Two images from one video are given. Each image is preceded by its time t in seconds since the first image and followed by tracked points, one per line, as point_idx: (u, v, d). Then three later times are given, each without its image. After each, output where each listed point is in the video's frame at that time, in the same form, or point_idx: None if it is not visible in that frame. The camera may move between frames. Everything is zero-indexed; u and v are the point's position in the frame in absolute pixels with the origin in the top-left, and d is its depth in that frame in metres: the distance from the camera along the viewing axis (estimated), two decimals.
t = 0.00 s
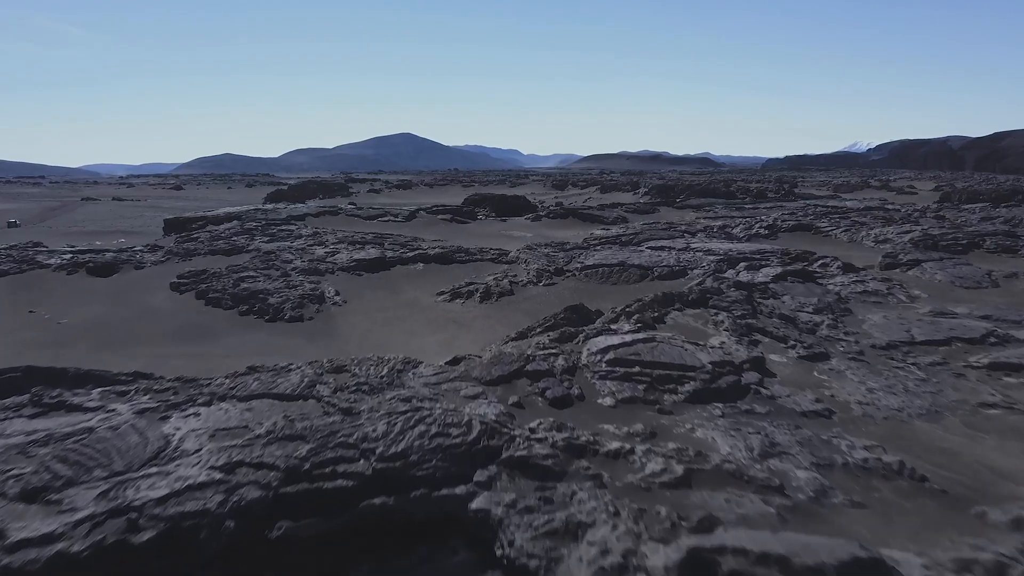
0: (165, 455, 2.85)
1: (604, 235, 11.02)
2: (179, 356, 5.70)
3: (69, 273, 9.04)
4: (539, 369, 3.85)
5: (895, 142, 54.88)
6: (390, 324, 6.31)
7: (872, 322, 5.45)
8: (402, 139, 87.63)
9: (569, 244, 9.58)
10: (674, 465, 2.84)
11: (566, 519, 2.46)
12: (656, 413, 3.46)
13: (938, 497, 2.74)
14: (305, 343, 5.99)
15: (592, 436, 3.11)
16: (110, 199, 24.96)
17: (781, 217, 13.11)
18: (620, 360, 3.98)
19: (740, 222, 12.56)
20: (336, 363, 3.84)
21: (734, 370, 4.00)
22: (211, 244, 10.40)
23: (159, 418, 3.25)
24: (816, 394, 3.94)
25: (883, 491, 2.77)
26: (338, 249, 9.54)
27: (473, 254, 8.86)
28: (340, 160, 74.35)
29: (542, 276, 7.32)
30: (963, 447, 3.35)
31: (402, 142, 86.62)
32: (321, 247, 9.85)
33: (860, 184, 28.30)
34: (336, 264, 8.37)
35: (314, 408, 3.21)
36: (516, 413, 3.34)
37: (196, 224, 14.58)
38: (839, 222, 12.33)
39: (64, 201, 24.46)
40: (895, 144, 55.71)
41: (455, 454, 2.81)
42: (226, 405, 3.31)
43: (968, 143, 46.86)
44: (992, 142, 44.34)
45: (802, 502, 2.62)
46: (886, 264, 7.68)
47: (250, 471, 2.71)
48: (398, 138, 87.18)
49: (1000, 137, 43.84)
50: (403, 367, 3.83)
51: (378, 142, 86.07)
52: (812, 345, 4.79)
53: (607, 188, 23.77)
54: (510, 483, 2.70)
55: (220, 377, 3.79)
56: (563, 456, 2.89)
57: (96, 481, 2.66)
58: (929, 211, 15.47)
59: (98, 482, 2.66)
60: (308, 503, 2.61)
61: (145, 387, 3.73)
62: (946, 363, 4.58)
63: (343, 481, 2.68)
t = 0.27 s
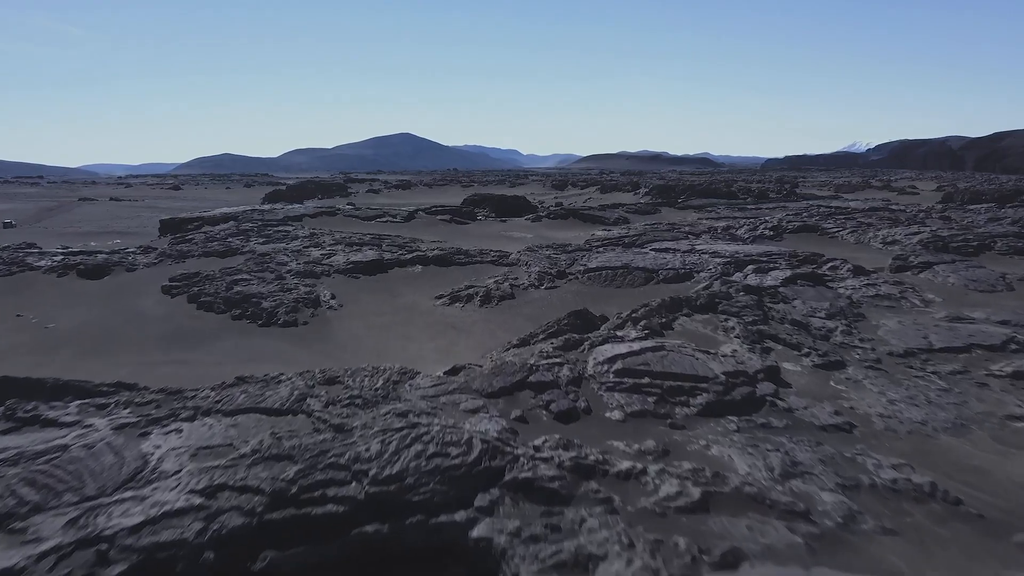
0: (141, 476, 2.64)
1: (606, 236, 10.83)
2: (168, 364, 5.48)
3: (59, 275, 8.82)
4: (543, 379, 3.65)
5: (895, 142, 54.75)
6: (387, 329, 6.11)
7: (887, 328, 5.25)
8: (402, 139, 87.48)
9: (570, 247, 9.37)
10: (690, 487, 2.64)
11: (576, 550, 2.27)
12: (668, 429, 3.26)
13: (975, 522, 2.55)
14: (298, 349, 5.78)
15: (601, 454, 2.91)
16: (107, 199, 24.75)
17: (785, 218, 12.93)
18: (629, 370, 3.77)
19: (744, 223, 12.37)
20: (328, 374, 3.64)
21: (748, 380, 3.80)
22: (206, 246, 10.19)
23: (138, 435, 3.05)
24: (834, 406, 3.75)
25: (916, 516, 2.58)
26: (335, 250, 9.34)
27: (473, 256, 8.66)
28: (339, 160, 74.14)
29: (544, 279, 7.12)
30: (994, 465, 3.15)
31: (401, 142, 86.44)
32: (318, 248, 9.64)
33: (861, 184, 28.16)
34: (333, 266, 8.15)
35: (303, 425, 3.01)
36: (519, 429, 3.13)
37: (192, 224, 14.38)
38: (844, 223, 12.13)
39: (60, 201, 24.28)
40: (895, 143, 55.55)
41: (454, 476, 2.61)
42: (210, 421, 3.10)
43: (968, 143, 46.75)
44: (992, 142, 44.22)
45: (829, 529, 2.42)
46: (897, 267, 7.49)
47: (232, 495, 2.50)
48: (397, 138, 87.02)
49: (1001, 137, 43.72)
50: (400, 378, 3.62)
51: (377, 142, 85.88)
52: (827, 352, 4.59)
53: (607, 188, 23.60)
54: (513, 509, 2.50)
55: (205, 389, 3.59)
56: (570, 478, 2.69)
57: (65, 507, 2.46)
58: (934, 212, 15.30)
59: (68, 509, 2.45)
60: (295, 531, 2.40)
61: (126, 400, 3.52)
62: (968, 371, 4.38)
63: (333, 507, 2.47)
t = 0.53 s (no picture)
0: (114, 502, 2.43)
1: (609, 237, 10.64)
2: (156, 371, 5.27)
3: (50, 277, 8.61)
4: (548, 391, 3.45)
5: (896, 142, 54.60)
6: (384, 334, 5.90)
7: (903, 334, 5.05)
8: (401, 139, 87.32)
9: (573, 248, 9.17)
10: (709, 513, 2.44)
11: None
12: (681, 447, 3.07)
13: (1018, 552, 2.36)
14: (291, 356, 5.57)
15: (611, 476, 2.71)
16: (105, 199, 24.59)
17: (789, 219, 12.73)
18: (638, 381, 3.57)
19: (747, 224, 12.19)
20: (320, 386, 3.44)
21: (764, 392, 3.60)
22: (200, 248, 9.98)
23: (115, 454, 2.84)
24: (855, 419, 3.55)
25: (954, 544, 2.38)
26: (332, 252, 9.14)
27: (473, 258, 8.47)
28: (338, 160, 73.96)
29: (546, 282, 6.93)
30: None
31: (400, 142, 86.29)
32: (314, 250, 9.43)
33: (862, 185, 28.00)
34: (329, 269, 7.95)
35: (292, 443, 2.81)
36: (523, 448, 2.93)
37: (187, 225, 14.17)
38: (850, 224, 11.92)
39: (57, 201, 24.09)
40: (895, 143, 55.41)
41: (454, 502, 2.41)
42: (192, 439, 2.90)
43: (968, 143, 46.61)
44: (992, 142, 44.10)
45: (862, 561, 2.23)
46: (908, 270, 7.30)
47: (213, 524, 2.30)
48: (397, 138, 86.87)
49: (1001, 136, 43.58)
50: (395, 390, 3.42)
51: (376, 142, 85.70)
52: (843, 361, 4.39)
53: (607, 188, 23.43)
54: (518, 539, 2.30)
55: (190, 403, 3.39)
56: (579, 503, 2.49)
57: (30, 538, 2.25)
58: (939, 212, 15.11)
59: (32, 540, 2.24)
60: (280, 564, 2.20)
61: (105, 414, 3.31)
62: (992, 381, 4.18)
63: (322, 537, 2.26)
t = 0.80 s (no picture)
0: (85, 532, 2.23)
1: (611, 238, 10.45)
2: (143, 379, 5.05)
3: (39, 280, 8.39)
4: (554, 405, 3.25)
5: (896, 142, 54.46)
6: (381, 340, 5.70)
7: (920, 341, 4.86)
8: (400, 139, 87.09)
9: (575, 250, 8.98)
10: (732, 544, 2.24)
11: None
12: (696, 466, 2.87)
13: None
14: (285, 362, 5.37)
15: (623, 500, 2.52)
16: (103, 199, 24.39)
17: (793, 220, 12.56)
18: (649, 393, 3.38)
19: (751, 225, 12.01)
20: (312, 400, 3.24)
21: (782, 405, 3.41)
22: (193, 249, 9.76)
23: (89, 475, 2.64)
24: (879, 433, 3.36)
25: None
26: (329, 254, 8.94)
27: (473, 260, 8.27)
28: (337, 160, 73.76)
29: (548, 285, 6.74)
30: None
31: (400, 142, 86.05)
32: (310, 252, 9.22)
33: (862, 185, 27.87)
34: (325, 271, 7.75)
35: (279, 465, 2.61)
36: (528, 468, 2.73)
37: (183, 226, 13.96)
38: (856, 225, 11.72)
39: (53, 202, 23.90)
40: (895, 143, 55.23)
41: (454, 532, 2.21)
42: (173, 459, 2.70)
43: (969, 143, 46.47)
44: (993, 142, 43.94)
45: None
46: (920, 273, 7.11)
47: (190, 557, 2.10)
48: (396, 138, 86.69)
49: (1002, 136, 43.43)
50: (392, 404, 3.22)
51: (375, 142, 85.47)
52: (861, 369, 4.19)
53: (608, 189, 23.26)
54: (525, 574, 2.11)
55: (174, 417, 3.18)
56: (591, 532, 2.29)
57: None
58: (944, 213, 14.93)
59: None
60: None
61: (82, 430, 3.10)
62: (1018, 391, 3.99)
63: (310, 572, 2.07)
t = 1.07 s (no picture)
0: (50, 568, 2.04)
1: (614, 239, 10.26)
2: (130, 386, 4.85)
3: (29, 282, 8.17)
4: (561, 420, 3.05)
5: (896, 142, 54.34)
6: (378, 345, 5.50)
7: (939, 348, 4.66)
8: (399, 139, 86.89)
9: (577, 251, 8.79)
10: None
11: None
12: (714, 489, 2.68)
13: None
14: (278, 369, 5.17)
15: (637, 529, 2.32)
16: (100, 199, 24.19)
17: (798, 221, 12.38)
18: (661, 407, 3.18)
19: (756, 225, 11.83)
20: (302, 415, 3.04)
21: (801, 419, 3.21)
22: (187, 251, 9.56)
23: (60, 500, 2.44)
24: (905, 449, 3.16)
25: None
26: (325, 256, 8.74)
27: (473, 262, 8.08)
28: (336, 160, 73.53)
29: (551, 288, 6.55)
30: None
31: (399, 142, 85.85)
32: (306, 254, 9.02)
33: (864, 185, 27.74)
34: (321, 274, 7.54)
35: (265, 489, 2.41)
36: (534, 492, 2.53)
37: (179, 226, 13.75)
38: (862, 227, 11.53)
39: (49, 202, 23.71)
40: (895, 144, 55.09)
41: (455, 568, 2.02)
42: (151, 481, 2.50)
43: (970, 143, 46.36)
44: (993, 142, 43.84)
45: None
46: (933, 275, 6.91)
47: None
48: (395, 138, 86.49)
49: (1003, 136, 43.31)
50: (388, 420, 3.02)
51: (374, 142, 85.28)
52: (880, 379, 4.00)
53: (609, 189, 23.08)
54: None
55: (155, 434, 2.98)
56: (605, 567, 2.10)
57: None
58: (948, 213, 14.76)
59: None
60: None
61: (56, 448, 2.90)
62: None
63: None
